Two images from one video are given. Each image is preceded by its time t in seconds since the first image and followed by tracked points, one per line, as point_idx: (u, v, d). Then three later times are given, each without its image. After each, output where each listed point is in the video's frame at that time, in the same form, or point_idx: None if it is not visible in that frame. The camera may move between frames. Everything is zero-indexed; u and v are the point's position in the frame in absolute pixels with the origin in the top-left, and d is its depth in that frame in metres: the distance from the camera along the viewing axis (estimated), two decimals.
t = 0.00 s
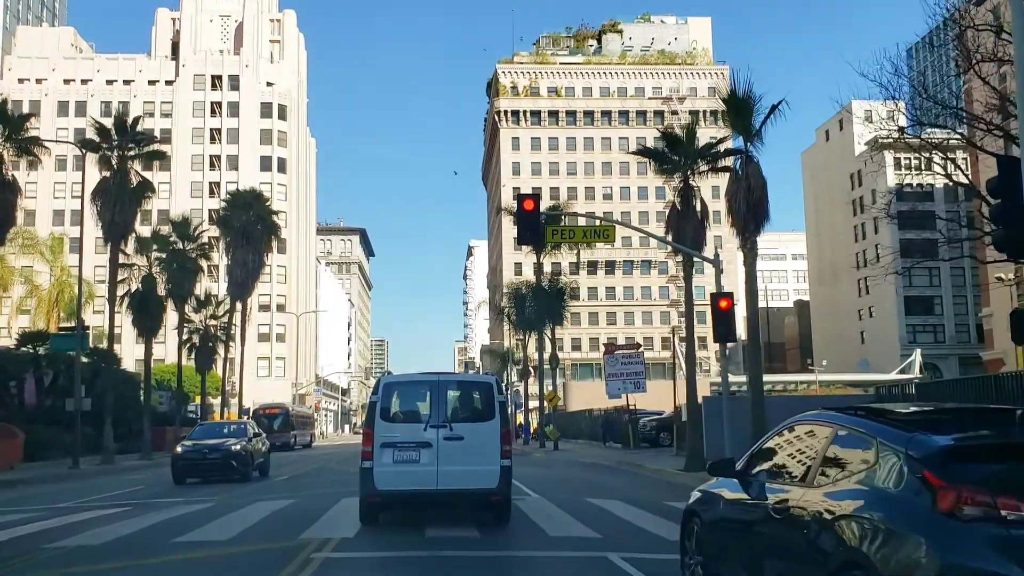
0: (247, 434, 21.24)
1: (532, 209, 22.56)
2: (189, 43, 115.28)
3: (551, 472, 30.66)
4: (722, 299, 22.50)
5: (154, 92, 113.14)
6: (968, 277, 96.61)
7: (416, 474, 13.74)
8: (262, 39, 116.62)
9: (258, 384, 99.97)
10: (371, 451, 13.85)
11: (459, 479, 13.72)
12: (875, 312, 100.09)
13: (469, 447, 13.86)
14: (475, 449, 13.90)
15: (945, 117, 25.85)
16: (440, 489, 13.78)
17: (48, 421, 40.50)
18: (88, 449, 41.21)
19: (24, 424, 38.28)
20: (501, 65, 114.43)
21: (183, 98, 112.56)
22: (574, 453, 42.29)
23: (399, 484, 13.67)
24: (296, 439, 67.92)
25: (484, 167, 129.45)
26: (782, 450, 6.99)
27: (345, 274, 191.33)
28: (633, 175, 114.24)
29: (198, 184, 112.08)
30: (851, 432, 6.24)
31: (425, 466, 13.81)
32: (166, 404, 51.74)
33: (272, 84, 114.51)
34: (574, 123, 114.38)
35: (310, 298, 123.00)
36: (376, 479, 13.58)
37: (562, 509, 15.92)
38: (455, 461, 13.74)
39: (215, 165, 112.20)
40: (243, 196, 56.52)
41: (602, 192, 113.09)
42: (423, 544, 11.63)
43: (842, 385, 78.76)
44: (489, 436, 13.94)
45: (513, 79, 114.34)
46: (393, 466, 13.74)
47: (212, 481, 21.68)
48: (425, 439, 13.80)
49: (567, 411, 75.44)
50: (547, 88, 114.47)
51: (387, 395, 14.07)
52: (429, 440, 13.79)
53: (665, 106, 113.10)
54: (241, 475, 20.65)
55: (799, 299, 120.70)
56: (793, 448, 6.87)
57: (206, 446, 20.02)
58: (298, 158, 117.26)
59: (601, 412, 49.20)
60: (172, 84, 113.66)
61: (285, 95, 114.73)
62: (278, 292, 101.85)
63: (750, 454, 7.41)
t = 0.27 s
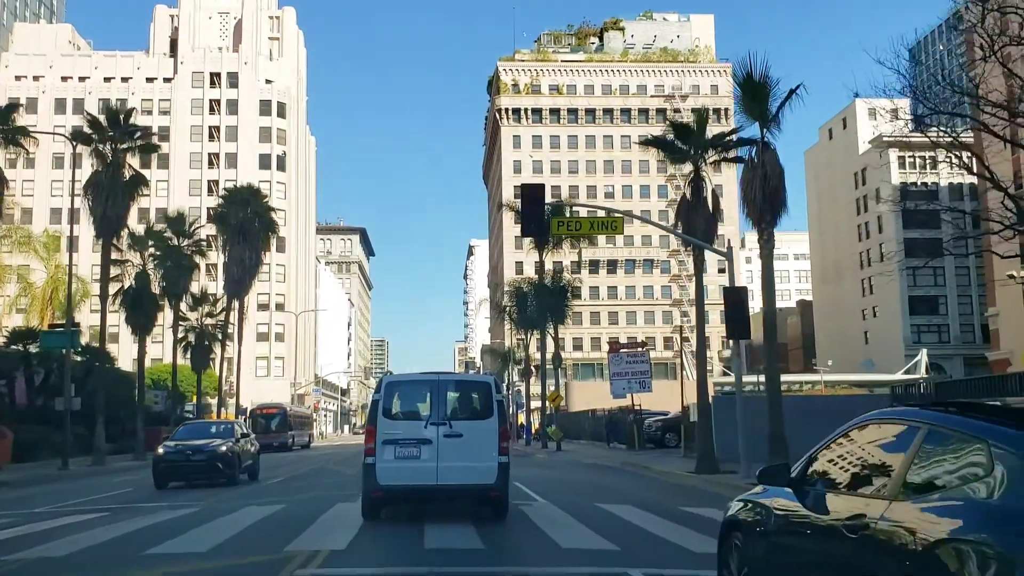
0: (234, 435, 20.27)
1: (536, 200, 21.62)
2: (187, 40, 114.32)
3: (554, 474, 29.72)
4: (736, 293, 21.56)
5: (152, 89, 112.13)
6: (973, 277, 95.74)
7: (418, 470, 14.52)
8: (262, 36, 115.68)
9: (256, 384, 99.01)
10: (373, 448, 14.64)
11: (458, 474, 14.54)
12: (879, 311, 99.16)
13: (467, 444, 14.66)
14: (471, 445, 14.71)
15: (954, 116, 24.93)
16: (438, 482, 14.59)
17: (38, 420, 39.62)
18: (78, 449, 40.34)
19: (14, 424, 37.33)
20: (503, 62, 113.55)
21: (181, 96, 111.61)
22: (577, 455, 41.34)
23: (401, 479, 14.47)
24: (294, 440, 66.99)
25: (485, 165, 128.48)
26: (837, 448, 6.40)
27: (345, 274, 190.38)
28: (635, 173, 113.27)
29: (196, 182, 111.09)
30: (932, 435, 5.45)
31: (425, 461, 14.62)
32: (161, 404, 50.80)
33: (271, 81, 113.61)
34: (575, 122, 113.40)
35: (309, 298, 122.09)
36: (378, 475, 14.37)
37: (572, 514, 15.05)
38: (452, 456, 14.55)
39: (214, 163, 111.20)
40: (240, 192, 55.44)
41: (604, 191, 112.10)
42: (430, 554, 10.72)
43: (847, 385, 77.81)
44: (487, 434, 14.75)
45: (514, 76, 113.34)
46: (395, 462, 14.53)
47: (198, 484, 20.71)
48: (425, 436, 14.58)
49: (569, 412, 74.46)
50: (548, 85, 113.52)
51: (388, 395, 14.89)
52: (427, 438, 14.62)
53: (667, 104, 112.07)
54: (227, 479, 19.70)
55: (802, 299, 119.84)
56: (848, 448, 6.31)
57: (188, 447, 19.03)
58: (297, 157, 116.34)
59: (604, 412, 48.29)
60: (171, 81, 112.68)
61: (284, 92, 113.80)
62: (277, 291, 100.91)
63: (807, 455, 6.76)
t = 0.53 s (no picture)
0: (219, 435, 19.40)
1: (541, 190, 20.64)
2: (185, 37, 113.32)
3: (557, 476, 28.85)
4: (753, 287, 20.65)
5: (150, 86, 111.13)
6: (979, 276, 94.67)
7: (418, 468, 14.88)
8: (261, 33, 114.71)
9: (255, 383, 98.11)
10: (376, 446, 15.05)
11: (457, 472, 14.87)
12: (883, 311, 98.15)
13: (467, 444, 15.00)
14: (469, 445, 15.06)
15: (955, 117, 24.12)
16: (437, 480, 14.91)
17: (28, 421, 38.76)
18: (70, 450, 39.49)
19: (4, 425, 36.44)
20: (504, 59, 112.45)
21: (180, 93, 110.64)
22: (581, 455, 40.42)
23: (402, 476, 14.84)
24: (292, 440, 66.05)
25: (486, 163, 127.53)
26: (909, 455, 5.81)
27: (345, 273, 189.39)
28: (638, 171, 112.19)
29: (194, 181, 110.14)
30: None
31: (425, 459, 14.96)
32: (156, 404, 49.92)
33: (270, 78, 112.70)
34: (577, 119, 112.31)
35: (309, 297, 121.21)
36: (380, 473, 14.73)
37: (584, 524, 13.97)
38: (451, 454, 14.89)
39: (212, 161, 110.21)
40: (238, 187, 54.37)
41: (606, 188, 111.06)
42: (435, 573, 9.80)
43: (853, 385, 76.86)
44: (484, 436, 15.08)
45: (515, 73, 112.29)
46: (397, 460, 14.90)
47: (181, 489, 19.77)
48: (425, 436, 14.90)
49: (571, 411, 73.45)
50: (550, 82, 112.53)
51: (389, 396, 15.24)
52: (426, 438, 14.94)
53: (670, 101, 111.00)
54: (212, 482, 18.89)
55: (805, 298, 118.99)
56: (916, 454, 5.88)
57: (169, 448, 18.15)
58: (297, 155, 115.42)
59: (608, 411, 47.33)
60: (169, 78, 111.69)
61: (283, 89, 112.90)
62: (276, 290, 99.96)
63: (877, 460, 6.22)
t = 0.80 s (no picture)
0: (199, 436, 18.55)
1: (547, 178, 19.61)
2: (184, 34, 112.34)
3: (562, 478, 27.86)
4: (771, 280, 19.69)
5: (148, 83, 110.19)
6: (984, 275, 93.55)
7: (418, 468, 14.67)
8: (260, 30, 113.74)
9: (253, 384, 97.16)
10: (379, 446, 14.83)
11: (458, 471, 14.69)
12: (887, 310, 97.20)
13: (466, 446, 14.80)
14: (470, 446, 14.86)
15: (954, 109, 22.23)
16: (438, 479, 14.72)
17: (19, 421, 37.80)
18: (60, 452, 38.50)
19: None
20: (505, 56, 111.46)
21: (178, 91, 109.66)
22: (585, 456, 39.42)
23: (403, 477, 14.62)
24: (291, 441, 65.02)
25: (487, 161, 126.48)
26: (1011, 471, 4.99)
27: (345, 273, 188.34)
28: (640, 169, 111.17)
29: (192, 179, 109.19)
30: None
31: (425, 460, 14.76)
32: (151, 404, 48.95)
33: (270, 76, 111.74)
34: (579, 116, 111.30)
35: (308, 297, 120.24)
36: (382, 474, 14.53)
37: (597, 533, 13.01)
38: (452, 454, 14.71)
39: (211, 159, 109.28)
40: (236, 184, 53.27)
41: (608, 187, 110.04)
42: None
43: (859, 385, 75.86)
44: (484, 437, 14.90)
45: (516, 70, 111.20)
46: (398, 460, 14.68)
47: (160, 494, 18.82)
48: (425, 436, 14.71)
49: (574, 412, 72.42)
50: (551, 80, 111.58)
51: (390, 398, 15.07)
52: (426, 440, 14.74)
53: (672, 98, 109.96)
54: (192, 486, 17.97)
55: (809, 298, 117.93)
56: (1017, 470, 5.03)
57: (142, 451, 17.21)
58: (296, 153, 114.45)
59: (612, 412, 46.32)
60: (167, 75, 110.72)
61: (282, 87, 111.93)
62: (275, 289, 98.90)
63: (963, 460, 5.34)
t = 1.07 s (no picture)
0: (176, 437, 17.69)
1: (553, 165, 18.64)
2: (182, 31, 111.36)
3: (567, 480, 26.90)
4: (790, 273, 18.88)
5: (146, 81, 109.26)
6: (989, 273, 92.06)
7: (419, 467, 15.18)
8: (259, 27, 112.77)
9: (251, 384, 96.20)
10: (381, 445, 15.35)
11: (456, 469, 15.19)
12: (892, 309, 96.27)
13: (464, 445, 15.31)
14: (468, 446, 15.35)
15: (969, 102, 19.18)
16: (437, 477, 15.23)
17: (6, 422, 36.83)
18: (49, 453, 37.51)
19: None
20: (505, 53, 110.45)
21: (176, 88, 108.70)
22: (590, 457, 38.45)
23: (405, 475, 15.16)
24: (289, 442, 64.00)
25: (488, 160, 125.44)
26: None
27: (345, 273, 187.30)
28: (642, 167, 110.11)
29: (191, 177, 108.22)
30: None
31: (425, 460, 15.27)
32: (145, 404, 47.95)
33: (269, 73, 110.79)
34: (580, 114, 110.34)
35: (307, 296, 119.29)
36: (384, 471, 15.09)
37: (607, 539, 12.29)
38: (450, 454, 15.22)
39: (209, 157, 108.36)
40: (232, 180, 52.25)
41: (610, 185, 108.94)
42: None
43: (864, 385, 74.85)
44: (481, 437, 15.42)
45: (517, 67, 110.15)
46: (400, 459, 15.23)
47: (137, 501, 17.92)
48: (426, 436, 15.25)
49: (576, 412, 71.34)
50: (552, 77, 110.57)
51: (393, 399, 15.62)
52: (426, 439, 15.27)
53: (675, 96, 108.87)
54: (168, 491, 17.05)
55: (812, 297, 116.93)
56: None
57: (112, 454, 16.41)
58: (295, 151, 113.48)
59: (616, 412, 45.30)
60: (165, 73, 109.76)
61: (281, 84, 110.95)
62: (273, 288, 97.79)
63: None
